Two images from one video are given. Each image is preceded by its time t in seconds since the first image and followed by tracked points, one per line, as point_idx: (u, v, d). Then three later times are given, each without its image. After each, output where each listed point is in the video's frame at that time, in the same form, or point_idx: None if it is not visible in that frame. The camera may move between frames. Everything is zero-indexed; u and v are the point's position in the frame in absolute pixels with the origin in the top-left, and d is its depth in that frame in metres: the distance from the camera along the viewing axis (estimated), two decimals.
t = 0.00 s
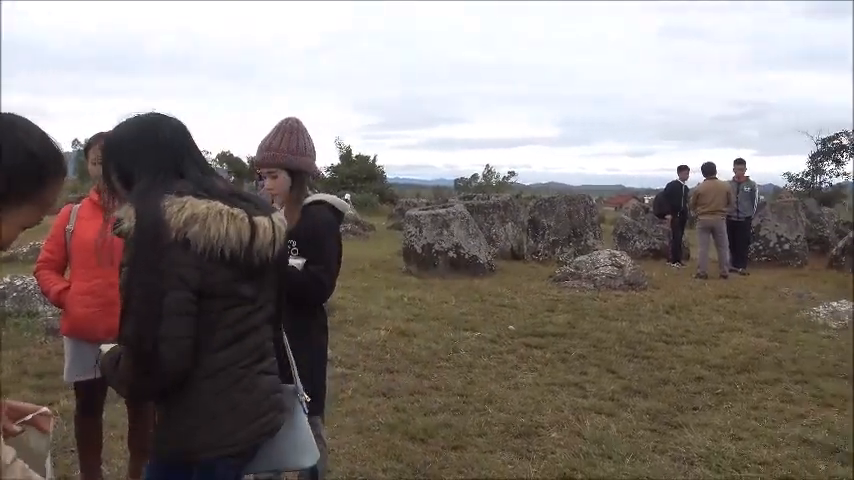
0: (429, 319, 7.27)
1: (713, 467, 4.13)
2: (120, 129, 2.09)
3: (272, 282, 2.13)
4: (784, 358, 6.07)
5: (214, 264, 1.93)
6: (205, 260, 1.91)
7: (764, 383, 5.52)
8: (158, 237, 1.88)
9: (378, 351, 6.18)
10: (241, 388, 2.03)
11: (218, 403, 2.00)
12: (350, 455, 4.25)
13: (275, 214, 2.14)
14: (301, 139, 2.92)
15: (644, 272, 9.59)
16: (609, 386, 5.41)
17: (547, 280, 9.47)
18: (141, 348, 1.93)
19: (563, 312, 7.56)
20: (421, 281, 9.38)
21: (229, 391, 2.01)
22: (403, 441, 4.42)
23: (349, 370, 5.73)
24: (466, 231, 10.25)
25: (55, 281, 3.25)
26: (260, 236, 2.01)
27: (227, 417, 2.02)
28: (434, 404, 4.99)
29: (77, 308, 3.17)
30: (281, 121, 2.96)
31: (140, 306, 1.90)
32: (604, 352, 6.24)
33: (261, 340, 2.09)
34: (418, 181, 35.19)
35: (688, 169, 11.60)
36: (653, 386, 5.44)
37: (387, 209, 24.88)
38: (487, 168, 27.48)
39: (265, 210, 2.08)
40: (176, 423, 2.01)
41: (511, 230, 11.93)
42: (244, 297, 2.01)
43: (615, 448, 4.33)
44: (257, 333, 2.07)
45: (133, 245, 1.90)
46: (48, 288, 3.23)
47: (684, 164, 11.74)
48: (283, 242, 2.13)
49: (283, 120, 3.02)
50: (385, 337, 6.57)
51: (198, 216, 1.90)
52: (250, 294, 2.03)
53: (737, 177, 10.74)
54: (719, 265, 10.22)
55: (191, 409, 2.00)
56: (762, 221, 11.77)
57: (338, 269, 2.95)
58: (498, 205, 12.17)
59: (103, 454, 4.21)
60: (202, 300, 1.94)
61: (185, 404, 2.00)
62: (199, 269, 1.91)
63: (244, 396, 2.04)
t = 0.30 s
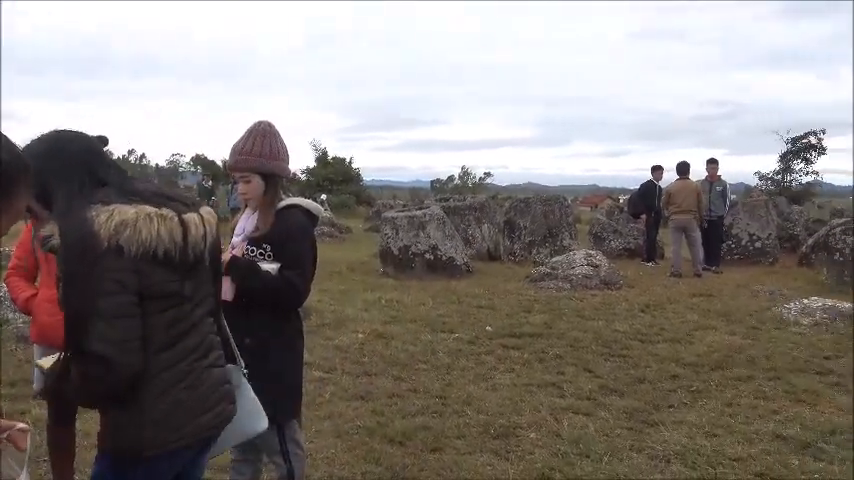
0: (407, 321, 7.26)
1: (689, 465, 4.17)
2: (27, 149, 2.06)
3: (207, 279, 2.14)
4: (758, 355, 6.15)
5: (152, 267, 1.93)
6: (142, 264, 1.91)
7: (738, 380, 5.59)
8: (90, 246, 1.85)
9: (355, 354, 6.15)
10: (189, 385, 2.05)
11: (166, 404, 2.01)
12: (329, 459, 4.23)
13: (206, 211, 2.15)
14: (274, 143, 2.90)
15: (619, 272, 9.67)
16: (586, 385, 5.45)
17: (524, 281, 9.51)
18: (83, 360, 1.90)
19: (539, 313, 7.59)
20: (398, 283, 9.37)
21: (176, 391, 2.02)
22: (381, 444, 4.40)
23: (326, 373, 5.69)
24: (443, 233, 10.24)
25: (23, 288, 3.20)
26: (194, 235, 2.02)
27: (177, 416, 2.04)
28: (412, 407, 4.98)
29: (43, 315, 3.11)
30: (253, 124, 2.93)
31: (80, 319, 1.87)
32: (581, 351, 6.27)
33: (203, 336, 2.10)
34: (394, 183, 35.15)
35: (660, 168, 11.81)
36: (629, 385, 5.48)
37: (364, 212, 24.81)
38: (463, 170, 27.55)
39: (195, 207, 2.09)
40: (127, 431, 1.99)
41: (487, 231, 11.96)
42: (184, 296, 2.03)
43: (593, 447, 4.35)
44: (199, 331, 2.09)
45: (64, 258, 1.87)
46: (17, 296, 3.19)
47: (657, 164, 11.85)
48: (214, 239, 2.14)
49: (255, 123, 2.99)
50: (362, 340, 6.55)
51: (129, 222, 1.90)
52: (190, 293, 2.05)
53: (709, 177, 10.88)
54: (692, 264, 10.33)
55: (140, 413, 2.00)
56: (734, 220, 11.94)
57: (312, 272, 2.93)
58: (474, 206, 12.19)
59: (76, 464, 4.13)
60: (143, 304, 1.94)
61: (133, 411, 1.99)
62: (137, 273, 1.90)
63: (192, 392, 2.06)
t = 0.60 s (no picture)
0: (394, 324, 7.25)
1: (675, 467, 4.19)
2: None
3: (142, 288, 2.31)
4: (743, 358, 6.19)
5: (96, 291, 2.08)
6: (87, 290, 2.05)
7: (724, 383, 5.62)
8: (33, 278, 1.97)
9: (342, 358, 6.14)
10: (131, 388, 2.25)
11: (113, 408, 2.20)
12: (316, 463, 4.21)
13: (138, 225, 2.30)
14: (259, 146, 2.89)
15: (606, 275, 9.71)
16: (573, 389, 5.46)
17: (511, 284, 9.53)
18: (35, 385, 2.02)
19: (527, 316, 7.60)
20: (386, 287, 9.36)
21: (120, 397, 2.22)
22: (368, 448, 4.39)
23: (313, 377, 5.67)
24: (430, 236, 10.24)
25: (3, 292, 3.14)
26: (130, 255, 2.18)
27: (121, 419, 2.23)
28: (399, 410, 4.97)
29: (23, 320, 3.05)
30: (238, 128, 2.92)
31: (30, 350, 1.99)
32: (568, 354, 6.29)
33: (141, 342, 2.30)
34: (382, 187, 35.12)
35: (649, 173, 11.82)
36: (616, 388, 5.50)
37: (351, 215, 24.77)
38: (451, 173, 27.61)
39: (130, 225, 2.26)
40: (77, 435, 2.18)
41: (475, 234, 11.98)
42: (123, 311, 2.20)
43: (580, 450, 4.36)
44: (135, 339, 2.27)
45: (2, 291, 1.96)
46: None
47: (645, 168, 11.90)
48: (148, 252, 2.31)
49: (240, 126, 2.97)
50: (350, 344, 6.53)
51: (71, 253, 2.03)
52: (128, 308, 2.23)
53: (695, 181, 10.93)
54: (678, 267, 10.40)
55: (88, 420, 2.18)
56: (719, 224, 12.02)
57: (299, 276, 2.92)
58: (461, 209, 12.21)
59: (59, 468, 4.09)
60: (87, 324, 2.09)
61: (81, 418, 2.16)
62: (83, 298, 2.05)
63: (135, 395, 2.26)
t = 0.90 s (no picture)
0: (380, 327, 7.24)
1: (659, 468, 4.21)
2: None
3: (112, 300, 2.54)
4: (726, 359, 6.25)
5: (95, 310, 2.32)
6: (89, 310, 2.29)
7: (708, 384, 5.66)
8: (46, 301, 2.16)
9: (328, 360, 6.12)
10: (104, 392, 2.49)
11: (93, 413, 2.42)
12: (301, 466, 4.19)
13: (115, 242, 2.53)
14: (245, 148, 2.88)
15: (591, 277, 9.76)
16: (558, 390, 5.48)
17: (497, 286, 9.55)
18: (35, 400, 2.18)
19: (512, 318, 7.61)
20: (372, 289, 9.34)
21: (100, 401, 2.45)
22: (354, 451, 4.38)
23: (299, 379, 5.65)
24: (416, 238, 10.24)
25: None
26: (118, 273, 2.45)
27: (99, 419, 2.47)
28: (385, 413, 4.96)
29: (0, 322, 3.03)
30: (224, 130, 2.91)
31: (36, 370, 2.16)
32: (553, 356, 6.32)
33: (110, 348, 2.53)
34: (368, 189, 35.08)
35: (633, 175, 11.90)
36: (600, 389, 5.53)
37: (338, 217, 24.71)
38: (437, 175, 27.64)
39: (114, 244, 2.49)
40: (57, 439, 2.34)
41: (461, 237, 11.99)
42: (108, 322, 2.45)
43: (565, 452, 4.37)
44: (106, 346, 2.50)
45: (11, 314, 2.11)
46: None
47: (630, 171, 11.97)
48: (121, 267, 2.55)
49: (226, 128, 2.96)
50: (335, 346, 6.51)
51: (81, 278, 2.25)
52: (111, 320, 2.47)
53: (680, 183, 11.00)
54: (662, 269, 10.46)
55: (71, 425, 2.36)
56: (703, 226, 12.11)
57: (285, 279, 2.91)
58: (448, 211, 12.23)
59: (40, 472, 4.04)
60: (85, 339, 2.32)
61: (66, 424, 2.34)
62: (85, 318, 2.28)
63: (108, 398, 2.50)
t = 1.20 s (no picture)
0: (363, 329, 7.23)
1: (640, 468, 4.24)
2: None
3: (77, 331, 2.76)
4: (707, 359, 6.30)
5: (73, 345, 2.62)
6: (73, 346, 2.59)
7: (689, 384, 5.72)
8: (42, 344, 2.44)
9: (311, 363, 6.10)
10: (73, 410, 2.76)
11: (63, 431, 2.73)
12: (284, 470, 4.17)
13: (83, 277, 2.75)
14: (226, 149, 2.86)
15: (573, 279, 9.80)
16: (541, 391, 5.50)
17: (479, 288, 9.56)
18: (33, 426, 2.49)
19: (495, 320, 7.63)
20: (355, 291, 9.32)
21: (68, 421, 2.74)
22: (337, 454, 4.36)
23: (281, 382, 5.62)
24: (399, 240, 10.22)
25: None
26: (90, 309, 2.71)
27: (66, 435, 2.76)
28: (368, 415, 4.95)
29: None
30: (206, 132, 2.89)
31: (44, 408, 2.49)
32: (536, 358, 6.34)
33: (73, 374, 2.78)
34: (350, 192, 35.01)
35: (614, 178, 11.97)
36: (583, 390, 5.55)
37: (320, 219, 24.62)
38: (419, 177, 27.67)
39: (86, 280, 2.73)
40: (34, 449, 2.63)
41: (444, 239, 12.01)
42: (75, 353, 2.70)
43: (548, 453, 4.39)
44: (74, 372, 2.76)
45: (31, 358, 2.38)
46: None
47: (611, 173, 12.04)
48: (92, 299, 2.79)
49: (208, 129, 2.95)
50: (318, 349, 6.49)
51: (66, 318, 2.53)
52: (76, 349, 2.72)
53: (660, 185, 11.08)
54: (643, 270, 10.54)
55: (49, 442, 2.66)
56: (683, 228, 12.22)
57: (267, 282, 2.89)
58: (430, 214, 12.23)
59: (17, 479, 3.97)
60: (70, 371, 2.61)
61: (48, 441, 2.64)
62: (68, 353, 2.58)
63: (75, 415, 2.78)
